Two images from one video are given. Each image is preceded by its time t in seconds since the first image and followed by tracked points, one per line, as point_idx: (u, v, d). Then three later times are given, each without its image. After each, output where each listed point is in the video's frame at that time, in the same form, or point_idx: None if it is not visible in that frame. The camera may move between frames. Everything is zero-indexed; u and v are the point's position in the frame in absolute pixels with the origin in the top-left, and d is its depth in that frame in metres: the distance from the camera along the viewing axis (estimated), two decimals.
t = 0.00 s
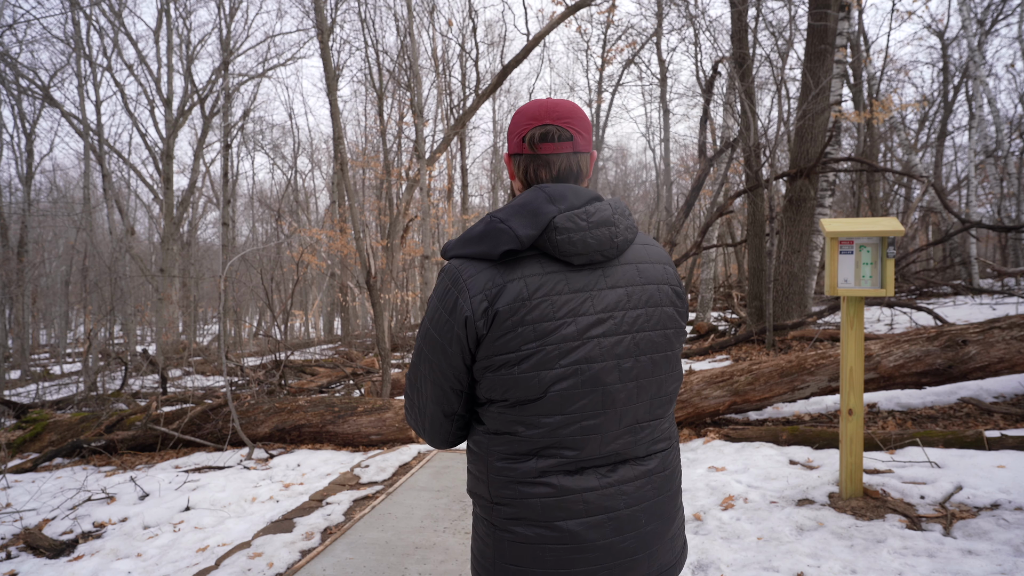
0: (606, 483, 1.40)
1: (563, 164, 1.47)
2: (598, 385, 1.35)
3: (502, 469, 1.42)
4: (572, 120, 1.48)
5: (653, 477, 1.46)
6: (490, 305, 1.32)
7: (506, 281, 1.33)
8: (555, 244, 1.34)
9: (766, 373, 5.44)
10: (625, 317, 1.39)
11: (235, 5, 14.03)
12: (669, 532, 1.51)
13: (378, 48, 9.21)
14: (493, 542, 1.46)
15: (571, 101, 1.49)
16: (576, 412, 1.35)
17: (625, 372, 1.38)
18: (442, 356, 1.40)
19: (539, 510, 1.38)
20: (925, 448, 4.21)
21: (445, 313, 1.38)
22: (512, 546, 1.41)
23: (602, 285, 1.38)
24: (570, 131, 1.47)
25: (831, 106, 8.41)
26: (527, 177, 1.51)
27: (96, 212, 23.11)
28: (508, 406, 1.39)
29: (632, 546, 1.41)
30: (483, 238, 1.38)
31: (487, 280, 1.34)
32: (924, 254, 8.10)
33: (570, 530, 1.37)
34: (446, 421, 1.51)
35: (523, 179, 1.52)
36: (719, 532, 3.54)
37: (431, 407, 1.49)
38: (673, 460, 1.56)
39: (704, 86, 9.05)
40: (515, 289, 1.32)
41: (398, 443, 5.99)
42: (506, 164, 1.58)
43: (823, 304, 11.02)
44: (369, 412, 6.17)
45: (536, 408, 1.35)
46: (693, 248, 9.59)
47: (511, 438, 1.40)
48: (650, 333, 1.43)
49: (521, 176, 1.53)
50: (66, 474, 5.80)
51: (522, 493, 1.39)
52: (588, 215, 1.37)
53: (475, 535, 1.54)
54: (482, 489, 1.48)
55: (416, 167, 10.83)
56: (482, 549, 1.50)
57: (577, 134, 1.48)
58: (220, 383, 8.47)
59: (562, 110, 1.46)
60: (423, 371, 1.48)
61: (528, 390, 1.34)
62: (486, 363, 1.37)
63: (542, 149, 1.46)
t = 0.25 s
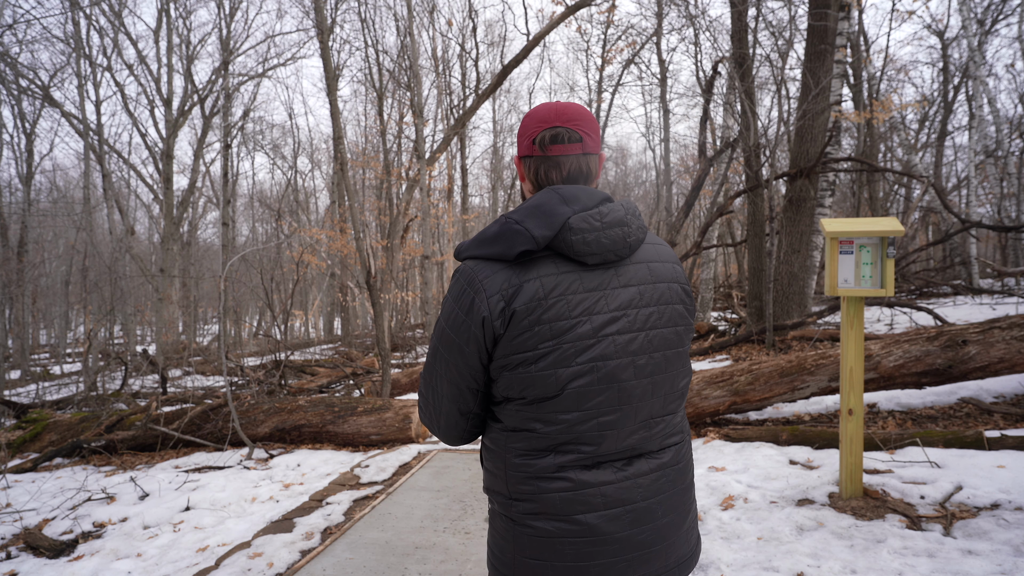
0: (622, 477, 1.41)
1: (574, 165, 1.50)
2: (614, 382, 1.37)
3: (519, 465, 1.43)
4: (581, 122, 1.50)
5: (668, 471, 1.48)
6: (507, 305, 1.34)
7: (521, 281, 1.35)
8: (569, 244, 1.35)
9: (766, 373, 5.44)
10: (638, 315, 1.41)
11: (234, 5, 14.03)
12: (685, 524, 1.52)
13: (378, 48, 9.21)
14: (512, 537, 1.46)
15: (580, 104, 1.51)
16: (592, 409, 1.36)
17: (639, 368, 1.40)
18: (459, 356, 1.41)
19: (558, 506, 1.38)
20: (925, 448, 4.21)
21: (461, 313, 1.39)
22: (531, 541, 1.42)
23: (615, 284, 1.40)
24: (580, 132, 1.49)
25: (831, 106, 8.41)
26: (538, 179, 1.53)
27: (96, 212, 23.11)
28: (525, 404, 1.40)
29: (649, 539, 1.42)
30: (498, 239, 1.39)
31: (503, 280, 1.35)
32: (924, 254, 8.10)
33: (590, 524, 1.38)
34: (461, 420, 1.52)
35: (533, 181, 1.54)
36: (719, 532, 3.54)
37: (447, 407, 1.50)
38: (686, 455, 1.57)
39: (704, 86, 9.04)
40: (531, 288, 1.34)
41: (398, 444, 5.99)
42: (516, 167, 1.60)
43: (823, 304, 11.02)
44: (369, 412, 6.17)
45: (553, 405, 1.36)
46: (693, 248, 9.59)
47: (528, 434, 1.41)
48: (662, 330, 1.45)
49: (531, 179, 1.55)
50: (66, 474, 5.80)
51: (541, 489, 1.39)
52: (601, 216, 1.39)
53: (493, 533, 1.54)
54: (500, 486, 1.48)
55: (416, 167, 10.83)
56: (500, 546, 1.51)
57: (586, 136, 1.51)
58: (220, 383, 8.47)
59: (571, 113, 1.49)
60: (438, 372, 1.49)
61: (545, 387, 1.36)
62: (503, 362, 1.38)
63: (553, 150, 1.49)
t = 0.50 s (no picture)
0: (637, 473, 1.41)
1: (584, 167, 1.54)
2: (628, 378, 1.39)
3: (537, 462, 1.44)
4: (585, 128, 1.57)
5: (680, 467, 1.48)
6: (524, 307, 1.36)
7: (537, 283, 1.37)
8: (581, 247, 1.38)
9: (766, 373, 5.44)
10: (649, 314, 1.43)
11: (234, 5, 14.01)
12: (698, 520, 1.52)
13: (378, 48, 9.22)
14: (529, 535, 1.47)
15: (580, 113, 1.59)
16: (606, 405, 1.38)
17: (652, 366, 1.42)
18: (476, 358, 1.43)
19: (574, 501, 1.39)
20: (925, 448, 4.21)
21: (478, 315, 1.41)
22: (549, 537, 1.42)
23: (626, 285, 1.42)
24: (586, 136, 1.56)
25: (831, 106, 8.41)
26: (549, 183, 1.55)
27: (96, 212, 23.11)
28: (542, 402, 1.41)
29: (664, 533, 1.43)
30: (512, 244, 1.41)
31: (519, 282, 1.38)
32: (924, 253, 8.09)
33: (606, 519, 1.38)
34: (478, 422, 1.53)
35: (543, 184, 1.55)
36: (719, 532, 3.54)
37: (466, 408, 1.50)
38: (697, 452, 1.57)
39: (704, 86, 9.04)
40: (546, 290, 1.36)
41: (398, 444, 5.99)
42: (522, 175, 1.61)
43: (823, 304, 11.02)
44: (369, 412, 6.17)
45: (567, 402, 1.38)
46: (693, 248, 9.59)
47: (545, 432, 1.42)
48: (672, 328, 1.47)
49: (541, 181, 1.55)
50: (66, 474, 5.80)
51: (557, 486, 1.40)
52: (610, 219, 1.42)
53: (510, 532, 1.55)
54: (517, 485, 1.49)
55: (416, 167, 10.83)
56: (516, 542, 1.51)
57: (591, 140, 1.57)
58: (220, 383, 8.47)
59: (576, 120, 1.55)
60: (457, 375, 1.51)
61: (561, 386, 1.37)
62: (520, 362, 1.40)
63: (563, 153, 1.53)
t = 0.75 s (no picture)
0: (640, 470, 1.41)
1: (588, 180, 1.57)
2: (630, 378, 1.40)
3: (545, 459, 1.45)
4: (588, 142, 1.61)
5: (681, 464, 1.48)
6: (532, 309, 1.36)
7: (544, 286, 1.37)
8: (585, 252, 1.38)
9: (766, 373, 5.45)
10: (650, 315, 1.44)
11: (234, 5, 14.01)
12: (699, 516, 1.52)
13: (378, 48, 9.23)
14: (535, 532, 1.47)
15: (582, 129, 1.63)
16: (610, 404, 1.38)
17: (653, 366, 1.43)
18: (485, 359, 1.43)
19: (578, 498, 1.39)
20: (925, 448, 4.21)
21: (486, 319, 1.41)
22: (556, 534, 1.43)
23: (628, 288, 1.43)
24: (590, 151, 1.59)
25: (831, 106, 8.40)
26: (555, 195, 1.57)
27: (96, 212, 23.11)
28: (550, 401, 1.42)
29: (666, 530, 1.43)
30: (519, 251, 1.42)
31: (527, 286, 1.38)
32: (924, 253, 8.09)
33: (609, 517, 1.39)
34: (489, 422, 1.53)
35: (549, 197, 1.57)
36: (719, 532, 3.54)
37: (477, 408, 1.50)
38: (698, 450, 1.57)
39: (704, 86, 9.04)
40: (553, 293, 1.37)
41: (398, 444, 5.99)
42: (527, 188, 1.62)
43: (823, 304, 11.02)
44: (369, 412, 6.17)
45: (573, 401, 1.38)
46: (693, 248, 9.58)
47: (552, 431, 1.43)
48: (672, 329, 1.48)
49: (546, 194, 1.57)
50: (66, 474, 5.80)
51: (562, 484, 1.41)
52: (614, 224, 1.43)
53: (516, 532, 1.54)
54: (524, 483, 1.49)
55: (416, 167, 10.83)
56: (521, 540, 1.51)
57: (594, 155, 1.61)
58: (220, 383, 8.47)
59: (580, 135, 1.59)
60: (466, 377, 1.51)
61: (566, 386, 1.38)
62: (528, 362, 1.40)
63: (569, 166, 1.55)
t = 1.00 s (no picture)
0: (620, 458, 1.42)
1: (574, 197, 1.59)
2: (613, 374, 1.42)
3: (533, 448, 1.46)
4: (574, 161, 1.63)
5: (662, 454, 1.49)
6: (521, 312, 1.39)
7: (530, 292, 1.40)
8: (569, 261, 1.40)
9: (766, 373, 5.44)
10: (630, 317, 1.46)
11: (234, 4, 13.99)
12: (682, 506, 1.52)
13: (377, 48, 9.24)
14: (522, 518, 1.48)
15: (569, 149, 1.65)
16: (593, 397, 1.40)
17: (633, 362, 1.45)
18: (477, 359, 1.45)
19: (561, 482, 1.41)
20: (925, 448, 4.21)
21: (478, 321, 1.43)
22: (541, 518, 1.44)
23: (610, 291, 1.45)
24: (575, 169, 1.61)
25: (831, 106, 8.41)
26: (541, 211, 1.60)
27: (97, 212, 23.11)
28: (538, 396, 1.43)
29: (646, 516, 1.43)
30: (507, 258, 1.44)
31: (516, 291, 1.41)
32: (924, 253, 8.08)
33: (591, 502, 1.40)
34: (482, 419, 1.54)
35: (537, 212, 1.60)
36: (719, 532, 3.54)
37: (469, 405, 1.52)
38: (679, 441, 1.57)
39: (704, 86, 9.04)
40: (541, 298, 1.39)
41: (398, 444, 5.99)
42: (516, 202, 1.65)
43: (823, 304, 11.03)
44: (369, 412, 6.16)
45: (558, 397, 1.40)
46: (693, 248, 9.59)
47: (539, 423, 1.44)
48: (652, 330, 1.50)
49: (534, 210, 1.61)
50: (66, 474, 5.80)
51: (547, 471, 1.43)
52: (597, 231, 1.45)
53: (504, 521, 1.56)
54: (513, 472, 1.51)
55: (416, 168, 10.83)
56: (510, 528, 1.52)
57: (580, 173, 1.63)
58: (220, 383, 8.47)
59: (565, 154, 1.61)
60: (459, 377, 1.53)
61: (551, 383, 1.40)
62: (517, 361, 1.43)
63: (554, 184, 1.57)
